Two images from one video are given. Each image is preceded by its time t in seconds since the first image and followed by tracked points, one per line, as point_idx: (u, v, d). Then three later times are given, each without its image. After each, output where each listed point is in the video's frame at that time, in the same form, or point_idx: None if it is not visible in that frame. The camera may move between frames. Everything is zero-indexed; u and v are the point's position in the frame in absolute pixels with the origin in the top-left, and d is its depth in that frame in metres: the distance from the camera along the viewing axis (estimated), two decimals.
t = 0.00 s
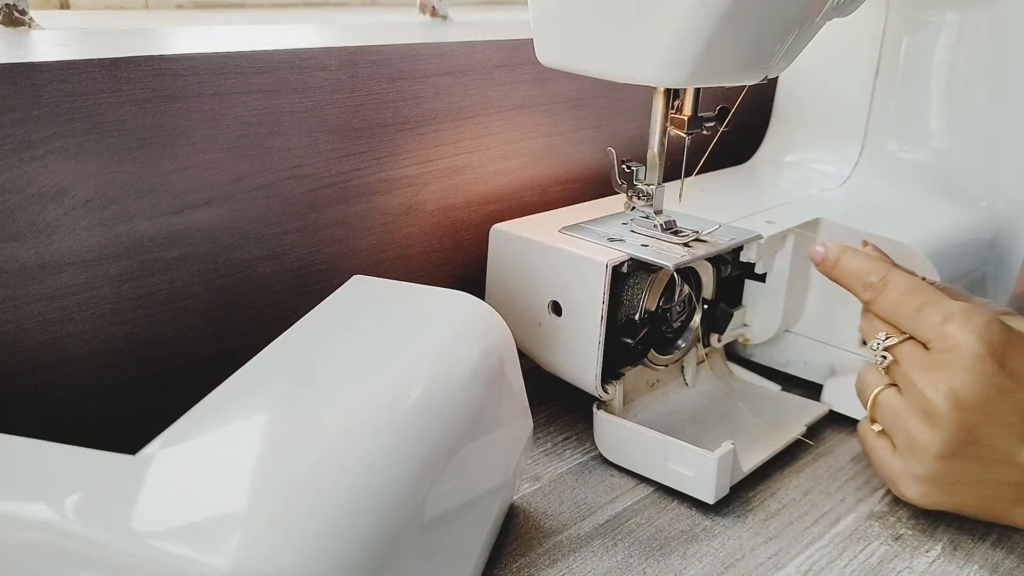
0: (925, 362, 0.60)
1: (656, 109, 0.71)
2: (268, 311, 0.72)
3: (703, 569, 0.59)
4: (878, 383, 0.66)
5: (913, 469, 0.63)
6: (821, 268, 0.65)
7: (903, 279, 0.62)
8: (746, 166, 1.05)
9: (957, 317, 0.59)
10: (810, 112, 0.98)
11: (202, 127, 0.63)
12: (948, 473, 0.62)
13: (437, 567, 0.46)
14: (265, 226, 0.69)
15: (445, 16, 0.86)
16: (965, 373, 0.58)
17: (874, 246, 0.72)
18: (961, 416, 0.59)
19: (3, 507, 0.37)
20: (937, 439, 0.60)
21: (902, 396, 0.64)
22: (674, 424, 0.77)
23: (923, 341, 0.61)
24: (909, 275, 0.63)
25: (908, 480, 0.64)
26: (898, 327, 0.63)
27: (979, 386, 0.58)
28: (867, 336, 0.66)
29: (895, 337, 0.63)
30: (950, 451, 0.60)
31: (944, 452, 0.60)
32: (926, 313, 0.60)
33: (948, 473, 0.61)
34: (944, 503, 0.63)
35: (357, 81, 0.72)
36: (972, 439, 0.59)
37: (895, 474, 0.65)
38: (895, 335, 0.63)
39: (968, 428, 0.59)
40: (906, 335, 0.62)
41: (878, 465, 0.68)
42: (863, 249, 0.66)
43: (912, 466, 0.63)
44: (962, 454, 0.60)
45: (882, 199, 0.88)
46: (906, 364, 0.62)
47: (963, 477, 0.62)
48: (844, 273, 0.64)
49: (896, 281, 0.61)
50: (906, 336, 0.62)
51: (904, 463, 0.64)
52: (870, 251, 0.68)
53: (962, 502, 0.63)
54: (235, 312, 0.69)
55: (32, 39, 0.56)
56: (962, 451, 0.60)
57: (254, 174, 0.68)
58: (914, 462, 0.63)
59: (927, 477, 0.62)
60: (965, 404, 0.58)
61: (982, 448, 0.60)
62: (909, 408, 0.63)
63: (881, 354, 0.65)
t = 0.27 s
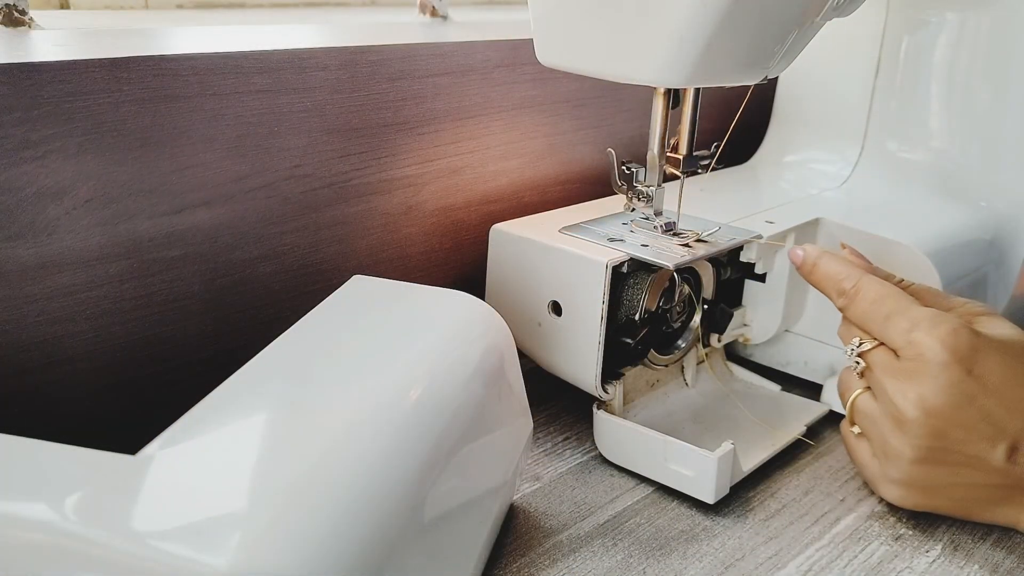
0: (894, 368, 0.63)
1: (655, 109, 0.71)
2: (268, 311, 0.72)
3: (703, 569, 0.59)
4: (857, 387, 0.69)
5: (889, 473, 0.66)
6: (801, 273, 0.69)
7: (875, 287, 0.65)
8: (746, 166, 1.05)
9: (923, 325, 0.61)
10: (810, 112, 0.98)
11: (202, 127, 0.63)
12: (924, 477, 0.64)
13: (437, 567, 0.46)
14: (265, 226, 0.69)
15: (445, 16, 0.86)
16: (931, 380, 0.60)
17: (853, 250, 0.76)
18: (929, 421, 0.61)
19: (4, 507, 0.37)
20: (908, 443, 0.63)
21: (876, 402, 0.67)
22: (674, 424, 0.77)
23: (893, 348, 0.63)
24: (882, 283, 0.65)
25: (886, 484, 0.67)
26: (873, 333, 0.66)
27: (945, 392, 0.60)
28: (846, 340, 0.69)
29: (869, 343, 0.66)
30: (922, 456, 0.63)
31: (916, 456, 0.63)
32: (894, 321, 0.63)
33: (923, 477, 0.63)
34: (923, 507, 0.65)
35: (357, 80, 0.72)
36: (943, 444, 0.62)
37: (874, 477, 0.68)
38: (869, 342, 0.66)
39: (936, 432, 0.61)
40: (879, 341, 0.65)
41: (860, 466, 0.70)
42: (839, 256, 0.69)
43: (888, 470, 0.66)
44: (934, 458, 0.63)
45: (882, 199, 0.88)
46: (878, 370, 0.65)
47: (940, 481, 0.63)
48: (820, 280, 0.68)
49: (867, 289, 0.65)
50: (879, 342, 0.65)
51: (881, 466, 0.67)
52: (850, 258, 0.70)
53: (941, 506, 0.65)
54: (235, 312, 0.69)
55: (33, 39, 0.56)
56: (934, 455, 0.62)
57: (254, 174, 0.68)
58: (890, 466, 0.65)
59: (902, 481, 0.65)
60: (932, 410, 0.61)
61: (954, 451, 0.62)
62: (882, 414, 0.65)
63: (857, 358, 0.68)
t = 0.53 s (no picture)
0: (893, 369, 0.63)
1: (655, 109, 0.71)
2: (268, 311, 0.72)
3: (703, 569, 0.59)
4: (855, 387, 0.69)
5: (888, 473, 0.66)
6: (801, 273, 0.69)
7: (874, 288, 0.65)
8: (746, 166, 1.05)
9: (922, 326, 0.61)
10: (810, 112, 0.98)
11: (203, 127, 0.63)
12: (922, 478, 0.63)
13: (437, 567, 0.46)
14: (265, 226, 0.69)
15: (446, 16, 0.86)
16: (929, 380, 0.60)
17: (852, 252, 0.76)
18: (928, 421, 0.61)
19: (4, 507, 0.37)
20: (906, 443, 0.63)
21: (874, 402, 0.67)
22: (674, 424, 0.77)
23: (892, 348, 0.64)
24: (881, 284, 0.65)
25: (884, 485, 0.66)
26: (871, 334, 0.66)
27: (942, 392, 0.60)
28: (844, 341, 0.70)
29: (867, 344, 0.66)
30: (920, 456, 0.63)
31: (914, 457, 0.63)
32: (893, 321, 0.63)
33: (921, 478, 0.63)
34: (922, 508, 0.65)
35: (358, 80, 0.73)
36: (941, 445, 0.62)
37: (872, 478, 0.68)
38: (868, 343, 0.66)
39: (934, 432, 0.61)
40: (878, 342, 0.65)
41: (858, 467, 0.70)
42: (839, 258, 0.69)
43: (886, 471, 0.66)
44: (932, 459, 0.63)
45: (883, 200, 0.88)
46: (877, 371, 0.65)
47: (938, 483, 0.63)
48: (819, 281, 0.68)
49: (866, 290, 0.65)
50: (878, 343, 0.65)
51: (880, 468, 0.67)
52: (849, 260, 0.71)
53: (939, 508, 0.65)
54: (235, 312, 0.69)
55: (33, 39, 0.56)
56: (932, 455, 0.62)
57: (254, 174, 0.68)
58: (889, 467, 0.65)
59: (901, 482, 0.65)
60: (930, 410, 0.61)
61: (953, 452, 0.62)
62: (880, 415, 0.65)
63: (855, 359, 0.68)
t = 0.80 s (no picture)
0: (891, 369, 0.63)
1: (656, 109, 0.71)
2: (268, 311, 0.72)
3: (703, 569, 0.59)
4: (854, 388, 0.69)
5: (887, 473, 0.66)
6: (801, 274, 0.69)
7: (873, 288, 0.65)
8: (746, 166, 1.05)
9: (920, 325, 0.61)
10: (810, 112, 0.98)
11: (203, 127, 0.63)
12: (921, 478, 0.64)
13: (437, 567, 0.46)
14: (265, 226, 0.69)
15: (445, 16, 0.86)
16: (927, 380, 0.60)
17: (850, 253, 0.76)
18: (926, 421, 0.61)
19: (4, 507, 0.37)
20: (905, 443, 0.63)
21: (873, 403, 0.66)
22: (674, 424, 0.77)
23: (890, 348, 0.63)
24: (879, 284, 0.65)
25: (884, 484, 0.66)
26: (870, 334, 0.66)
27: (940, 392, 0.60)
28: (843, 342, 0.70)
29: (865, 344, 0.66)
30: (919, 456, 0.63)
31: (912, 456, 0.63)
32: (891, 321, 0.63)
33: (920, 478, 0.63)
34: (921, 507, 0.65)
35: (358, 80, 0.72)
36: (939, 444, 0.62)
37: (871, 478, 0.68)
38: (866, 343, 0.66)
39: (933, 432, 0.61)
40: (877, 342, 0.65)
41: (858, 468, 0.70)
42: (837, 258, 0.69)
43: (885, 471, 0.66)
44: (930, 458, 0.63)
45: (883, 200, 0.88)
46: (874, 371, 0.65)
47: (937, 482, 0.63)
48: (818, 281, 0.68)
49: (864, 290, 0.65)
50: (876, 343, 0.65)
51: (879, 467, 0.67)
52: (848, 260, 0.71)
53: (938, 507, 0.65)
54: (235, 312, 0.69)
55: (32, 38, 0.57)
56: (930, 455, 0.62)
57: (254, 174, 0.68)
58: (888, 467, 0.65)
59: (900, 482, 0.65)
60: (928, 410, 0.61)
61: (951, 452, 0.62)
62: (879, 415, 0.65)
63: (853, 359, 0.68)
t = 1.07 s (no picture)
0: (888, 368, 0.63)
1: (655, 109, 0.71)
2: (268, 311, 0.72)
3: (703, 569, 0.59)
4: (853, 388, 0.69)
5: (886, 473, 0.66)
6: (800, 274, 0.70)
7: (871, 288, 0.65)
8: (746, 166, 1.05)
9: (918, 325, 0.61)
10: (810, 111, 0.98)
11: (203, 127, 0.63)
12: (920, 477, 0.64)
13: (437, 567, 0.46)
14: (265, 226, 0.69)
15: (446, 16, 0.86)
16: (924, 380, 0.60)
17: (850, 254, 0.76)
18: (924, 420, 0.61)
19: (4, 507, 0.37)
20: (903, 443, 0.63)
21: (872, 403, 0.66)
22: (674, 424, 0.77)
23: (888, 348, 0.64)
24: (878, 284, 0.65)
25: (883, 484, 0.67)
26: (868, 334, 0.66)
27: (938, 392, 0.60)
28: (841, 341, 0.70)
29: (864, 344, 0.66)
30: (917, 456, 0.63)
31: (911, 456, 0.63)
32: (889, 321, 0.63)
33: (918, 477, 0.63)
34: (920, 507, 0.65)
35: (358, 80, 0.72)
36: (937, 444, 0.62)
37: (871, 478, 0.68)
38: (864, 343, 0.66)
39: (931, 432, 0.61)
40: (875, 342, 0.65)
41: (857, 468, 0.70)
42: (836, 258, 0.69)
43: (884, 470, 0.66)
44: (929, 458, 0.63)
45: (883, 200, 0.88)
46: (873, 371, 0.65)
47: (935, 482, 0.63)
48: (817, 281, 0.68)
49: (863, 290, 0.65)
50: (874, 343, 0.65)
51: (878, 467, 0.67)
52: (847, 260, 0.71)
53: (937, 507, 0.65)
54: (235, 311, 0.69)
55: (32, 39, 0.56)
56: (928, 455, 0.62)
57: (254, 174, 0.68)
58: (887, 466, 0.65)
59: (899, 481, 0.65)
60: (926, 410, 0.61)
61: (949, 452, 0.62)
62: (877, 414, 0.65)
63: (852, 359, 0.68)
